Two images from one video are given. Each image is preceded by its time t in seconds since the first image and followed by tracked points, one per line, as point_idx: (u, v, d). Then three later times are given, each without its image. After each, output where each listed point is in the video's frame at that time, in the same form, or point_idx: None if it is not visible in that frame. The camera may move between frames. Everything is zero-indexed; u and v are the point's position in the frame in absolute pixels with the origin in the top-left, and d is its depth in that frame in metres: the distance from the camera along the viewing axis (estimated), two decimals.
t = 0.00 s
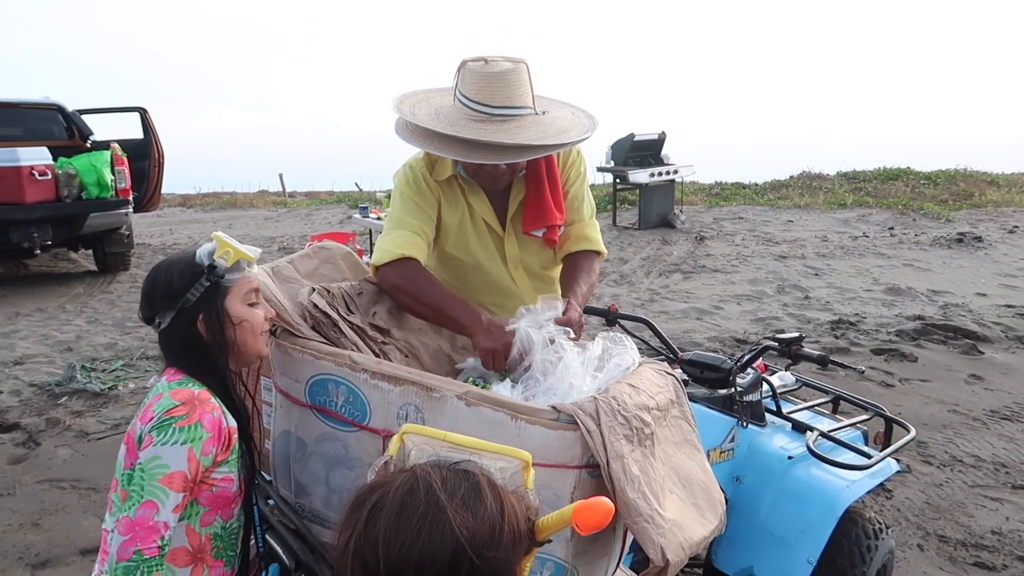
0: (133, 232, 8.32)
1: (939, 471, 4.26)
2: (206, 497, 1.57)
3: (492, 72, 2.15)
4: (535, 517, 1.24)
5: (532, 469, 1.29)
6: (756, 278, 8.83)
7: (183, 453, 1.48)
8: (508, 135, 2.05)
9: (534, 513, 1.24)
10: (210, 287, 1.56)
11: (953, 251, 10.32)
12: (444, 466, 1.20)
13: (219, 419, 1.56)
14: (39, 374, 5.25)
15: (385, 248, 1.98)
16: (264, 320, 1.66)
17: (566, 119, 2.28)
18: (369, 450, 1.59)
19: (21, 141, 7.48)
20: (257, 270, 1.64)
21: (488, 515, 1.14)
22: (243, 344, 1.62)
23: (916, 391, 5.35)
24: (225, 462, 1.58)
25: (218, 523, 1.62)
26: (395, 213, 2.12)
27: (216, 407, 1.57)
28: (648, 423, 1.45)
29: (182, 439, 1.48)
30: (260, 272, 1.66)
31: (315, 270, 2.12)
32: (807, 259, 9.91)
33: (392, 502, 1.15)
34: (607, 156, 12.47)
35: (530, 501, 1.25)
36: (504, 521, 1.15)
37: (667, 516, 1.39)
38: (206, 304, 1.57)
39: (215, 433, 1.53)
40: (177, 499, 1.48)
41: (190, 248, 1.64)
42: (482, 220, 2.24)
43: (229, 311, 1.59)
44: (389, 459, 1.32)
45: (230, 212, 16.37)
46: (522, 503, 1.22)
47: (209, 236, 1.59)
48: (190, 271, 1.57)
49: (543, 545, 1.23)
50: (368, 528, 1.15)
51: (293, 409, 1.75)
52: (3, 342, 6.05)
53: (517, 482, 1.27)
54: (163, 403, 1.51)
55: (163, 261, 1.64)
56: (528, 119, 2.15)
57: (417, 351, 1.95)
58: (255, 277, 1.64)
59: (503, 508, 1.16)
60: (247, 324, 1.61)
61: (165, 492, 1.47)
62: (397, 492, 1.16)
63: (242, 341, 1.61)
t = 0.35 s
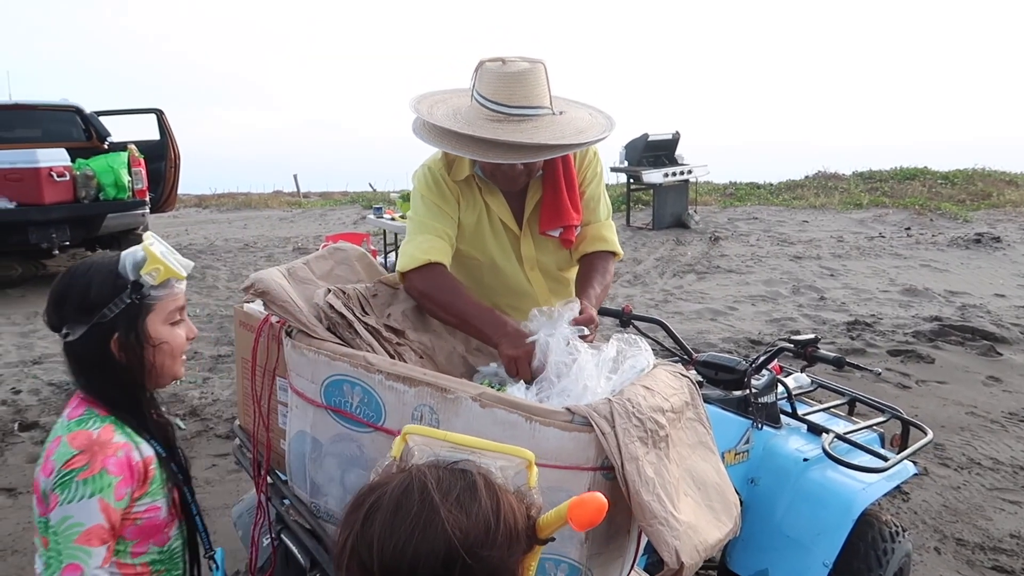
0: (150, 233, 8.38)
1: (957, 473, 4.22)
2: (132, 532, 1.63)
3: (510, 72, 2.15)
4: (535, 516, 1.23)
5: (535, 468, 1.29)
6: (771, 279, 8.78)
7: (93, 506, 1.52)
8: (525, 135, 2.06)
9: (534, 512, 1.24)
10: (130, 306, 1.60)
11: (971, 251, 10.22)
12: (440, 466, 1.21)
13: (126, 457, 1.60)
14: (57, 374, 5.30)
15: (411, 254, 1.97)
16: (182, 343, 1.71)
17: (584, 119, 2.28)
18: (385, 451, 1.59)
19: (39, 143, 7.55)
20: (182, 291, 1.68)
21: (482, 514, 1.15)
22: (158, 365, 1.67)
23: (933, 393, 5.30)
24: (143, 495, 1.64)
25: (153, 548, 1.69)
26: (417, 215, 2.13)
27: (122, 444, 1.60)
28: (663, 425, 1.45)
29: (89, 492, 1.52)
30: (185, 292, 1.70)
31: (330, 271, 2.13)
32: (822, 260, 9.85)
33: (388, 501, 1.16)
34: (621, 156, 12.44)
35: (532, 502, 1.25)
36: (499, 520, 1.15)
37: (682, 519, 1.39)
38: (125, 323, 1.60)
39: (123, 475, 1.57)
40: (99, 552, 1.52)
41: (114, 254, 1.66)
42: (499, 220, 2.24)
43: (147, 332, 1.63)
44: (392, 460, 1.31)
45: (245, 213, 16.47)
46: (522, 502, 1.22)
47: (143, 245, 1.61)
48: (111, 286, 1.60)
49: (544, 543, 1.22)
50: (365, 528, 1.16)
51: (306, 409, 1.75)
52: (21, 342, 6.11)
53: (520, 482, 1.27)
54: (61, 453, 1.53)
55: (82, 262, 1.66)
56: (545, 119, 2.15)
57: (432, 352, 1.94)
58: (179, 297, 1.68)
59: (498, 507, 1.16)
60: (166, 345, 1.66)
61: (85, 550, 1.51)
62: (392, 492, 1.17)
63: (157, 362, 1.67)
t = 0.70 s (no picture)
0: (157, 229, 8.39)
1: (965, 472, 4.20)
2: None
3: (536, 54, 2.15)
4: (531, 509, 1.23)
5: (531, 457, 1.26)
6: (778, 276, 8.76)
7: None
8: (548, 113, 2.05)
9: (531, 506, 1.23)
10: (10, 308, 1.50)
11: (979, 249, 10.18)
12: (429, 464, 1.21)
13: None
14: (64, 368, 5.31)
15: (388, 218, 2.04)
16: (85, 350, 1.59)
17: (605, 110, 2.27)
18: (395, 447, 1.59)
19: (47, 138, 7.58)
20: (82, 292, 1.56)
21: (471, 509, 1.15)
22: (53, 372, 1.57)
23: (941, 392, 5.27)
24: None
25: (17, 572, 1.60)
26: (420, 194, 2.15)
27: None
28: (673, 422, 1.44)
29: None
30: (91, 291, 1.58)
31: (339, 266, 2.12)
32: (829, 257, 9.82)
33: (376, 504, 1.17)
34: (628, 153, 12.41)
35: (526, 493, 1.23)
36: (489, 514, 1.15)
37: (693, 515, 1.39)
38: (8, 326, 1.50)
39: None
40: None
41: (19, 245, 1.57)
42: (506, 207, 2.25)
43: (32, 336, 1.52)
44: (387, 462, 1.30)
45: (251, 209, 16.49)
46: (516, 495, 1.21)
47: (27, 242, 1.52)
48: None
49: (544, 535, 1.21)
50: (355, 533, 1.17)
51: (314, 405, 1.75)
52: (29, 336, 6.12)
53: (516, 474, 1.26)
54: None
55: None
56: (569, 103, 2.15)
57: (441, 348, 1.93)
58: (81, 299, 1.56)
59: (487, 502, 1.16)
60: (56, 350, 1.54)
61: None
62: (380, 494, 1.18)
63: (48, 368, 1.56)
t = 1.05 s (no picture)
0: (166, 223, 8.41)
1: (977, 471, 4.17)
2: (35, 544, 1.55)
3: (546, 42, 2.18)
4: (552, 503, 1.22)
5: (550, 453, 1.26)
6: (788, 273, 8.72)
7: None
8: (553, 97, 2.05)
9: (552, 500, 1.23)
10: (49, 295, 1.47)
11: (991, 247, 10.11)
12: (456, 459, 1.20)
13: None
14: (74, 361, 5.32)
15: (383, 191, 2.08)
16: (124, 338, 1.56)
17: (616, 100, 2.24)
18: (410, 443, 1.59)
19: (57, 132, 7.60)
20: (116, 278, 1.53)
21: (502, 504, 1.14)
22: (91, 361, 1.53)
23: (953, 390, 5.24)
24: (30, 510, 1.52)
25: (73, 562, 1.59)
26: (428, 178, 2.17)
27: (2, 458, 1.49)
28: (691, 419, 1.42)
29: None
30: (124, 279, 1.56)
31: (352, 261, 2.11)
32: (839, 254, 9.76)
33: (406, 498, 1.15)
34: (636, 149, 12.36)
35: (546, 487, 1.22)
36: (521, 509, 1.15)
37: (710, 514, 1.37)
38: (47, 314, 1.47)
39: None
40: None
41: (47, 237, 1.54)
42: (517, 198, 2.24)
43: (72, 323, 1.49)
44: (406, 455, 1.29)
45: (259, 204, 16.51)
46: (540, 489, 1.21)
47: (60, 232, 1.50)
48: (27, 273, 1.46)
49: (565, 529, 1.21)
50: (384, 527, 1.15)
51: (328, 400, 1.74)
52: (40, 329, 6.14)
53: (535, 468, 1.24)
54: None
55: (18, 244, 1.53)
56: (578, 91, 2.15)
57: (455, 344, 1.91)
58: (115, 286, 1.54)
59: (517, 498, 1.16)
60: (98, 337, 1.52)
61: None
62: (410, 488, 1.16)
63: (89, 356, 1.52)
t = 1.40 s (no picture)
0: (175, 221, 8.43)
1: (986, 475, 4.16)
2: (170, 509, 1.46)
3: (546, 44, 2.18)
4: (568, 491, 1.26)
5: (563, 445, 1.27)
6: (796, 275, 8.71)
7: (126, 474, 1.33)
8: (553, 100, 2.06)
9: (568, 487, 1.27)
10: (118, 288, 1.40)
11: (1000, 250, 10.06)
12: (483, 451, 1.22)
13: (127, 430, 1.40)
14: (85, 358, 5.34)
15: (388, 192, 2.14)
16: (179, 334, 1.48)
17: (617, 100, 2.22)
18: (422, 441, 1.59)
19: (67, 129, 7.63)
20: (180, 278, 1.46)
21: (535, 491, 1.17)
22: (150, 355, 1.45)
23: (962, 394, 5.22)
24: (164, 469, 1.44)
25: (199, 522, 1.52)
26: (434, 182, 2.20)
27: (117, 421, 1.40)
28: (704, 419, 1.43)
29: (111, 471, 1.33)
30: (184, 279, 1.48)
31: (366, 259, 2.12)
32: (848, 257, 9.74)
33: (441, 487, 1.17)
34: (645, 150, 12.35)
35: (563, 477, 1.24)
36: (551, 494, 1.18)
37: (723, 514, 1.37)
38: (114, 305, 1.41)
39: (134, 442, 1.38)
40: (172, 500, 1.34)
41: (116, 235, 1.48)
42: (524, 200, 2.24)
43: (135, 318, 1.42)
44: (422, 452, 1.30)
45: (267, 202, 16.56)
46: (560, 477, 1.24)
47: (134, 228, 1.43)
48: (99, 266, 1.41)
49: (584, 516, 1.23)
50: (419, 518, 1.17)
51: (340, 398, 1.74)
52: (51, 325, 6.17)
53: (547, 460, 1.26)
54: (63, 450, 1.36)
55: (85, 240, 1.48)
56: (579, 93, 2.16)
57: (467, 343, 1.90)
58: (178, 284, 1.47)
59: (547, 485, 1.19)
60: (157, 333, 1.44)
61: (155, 509, 1.32)
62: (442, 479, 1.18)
63: (148, 351, 1.45)
